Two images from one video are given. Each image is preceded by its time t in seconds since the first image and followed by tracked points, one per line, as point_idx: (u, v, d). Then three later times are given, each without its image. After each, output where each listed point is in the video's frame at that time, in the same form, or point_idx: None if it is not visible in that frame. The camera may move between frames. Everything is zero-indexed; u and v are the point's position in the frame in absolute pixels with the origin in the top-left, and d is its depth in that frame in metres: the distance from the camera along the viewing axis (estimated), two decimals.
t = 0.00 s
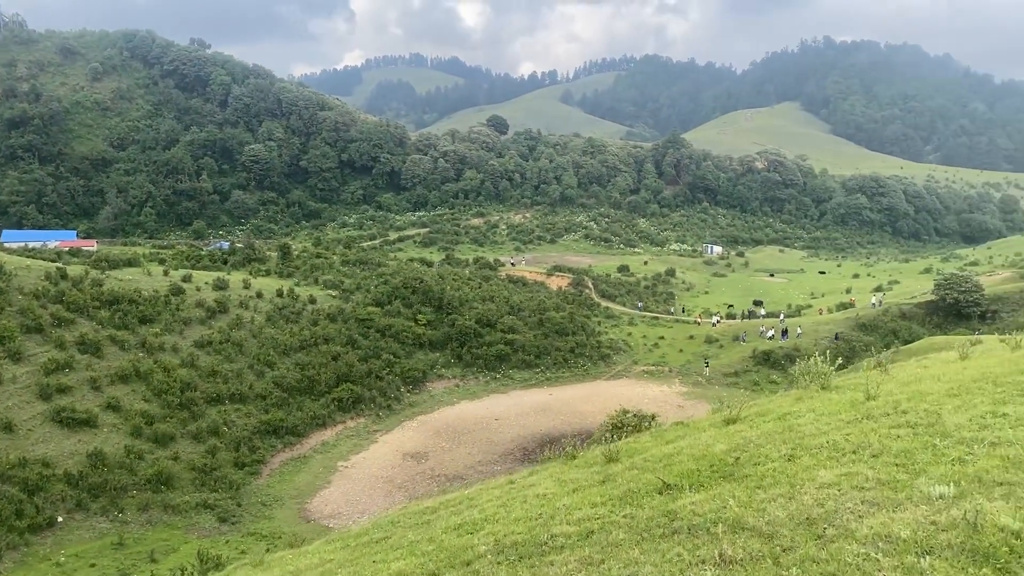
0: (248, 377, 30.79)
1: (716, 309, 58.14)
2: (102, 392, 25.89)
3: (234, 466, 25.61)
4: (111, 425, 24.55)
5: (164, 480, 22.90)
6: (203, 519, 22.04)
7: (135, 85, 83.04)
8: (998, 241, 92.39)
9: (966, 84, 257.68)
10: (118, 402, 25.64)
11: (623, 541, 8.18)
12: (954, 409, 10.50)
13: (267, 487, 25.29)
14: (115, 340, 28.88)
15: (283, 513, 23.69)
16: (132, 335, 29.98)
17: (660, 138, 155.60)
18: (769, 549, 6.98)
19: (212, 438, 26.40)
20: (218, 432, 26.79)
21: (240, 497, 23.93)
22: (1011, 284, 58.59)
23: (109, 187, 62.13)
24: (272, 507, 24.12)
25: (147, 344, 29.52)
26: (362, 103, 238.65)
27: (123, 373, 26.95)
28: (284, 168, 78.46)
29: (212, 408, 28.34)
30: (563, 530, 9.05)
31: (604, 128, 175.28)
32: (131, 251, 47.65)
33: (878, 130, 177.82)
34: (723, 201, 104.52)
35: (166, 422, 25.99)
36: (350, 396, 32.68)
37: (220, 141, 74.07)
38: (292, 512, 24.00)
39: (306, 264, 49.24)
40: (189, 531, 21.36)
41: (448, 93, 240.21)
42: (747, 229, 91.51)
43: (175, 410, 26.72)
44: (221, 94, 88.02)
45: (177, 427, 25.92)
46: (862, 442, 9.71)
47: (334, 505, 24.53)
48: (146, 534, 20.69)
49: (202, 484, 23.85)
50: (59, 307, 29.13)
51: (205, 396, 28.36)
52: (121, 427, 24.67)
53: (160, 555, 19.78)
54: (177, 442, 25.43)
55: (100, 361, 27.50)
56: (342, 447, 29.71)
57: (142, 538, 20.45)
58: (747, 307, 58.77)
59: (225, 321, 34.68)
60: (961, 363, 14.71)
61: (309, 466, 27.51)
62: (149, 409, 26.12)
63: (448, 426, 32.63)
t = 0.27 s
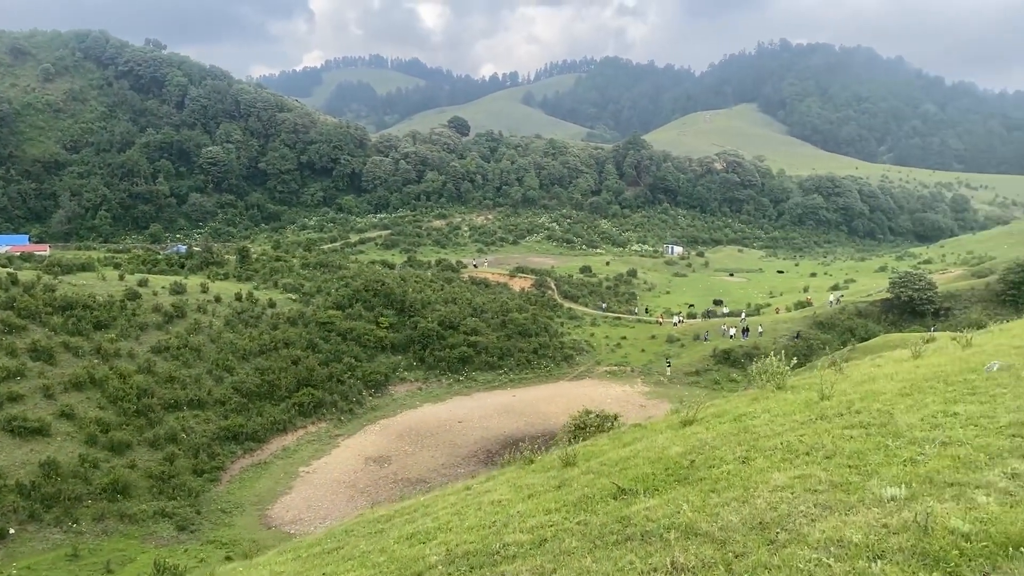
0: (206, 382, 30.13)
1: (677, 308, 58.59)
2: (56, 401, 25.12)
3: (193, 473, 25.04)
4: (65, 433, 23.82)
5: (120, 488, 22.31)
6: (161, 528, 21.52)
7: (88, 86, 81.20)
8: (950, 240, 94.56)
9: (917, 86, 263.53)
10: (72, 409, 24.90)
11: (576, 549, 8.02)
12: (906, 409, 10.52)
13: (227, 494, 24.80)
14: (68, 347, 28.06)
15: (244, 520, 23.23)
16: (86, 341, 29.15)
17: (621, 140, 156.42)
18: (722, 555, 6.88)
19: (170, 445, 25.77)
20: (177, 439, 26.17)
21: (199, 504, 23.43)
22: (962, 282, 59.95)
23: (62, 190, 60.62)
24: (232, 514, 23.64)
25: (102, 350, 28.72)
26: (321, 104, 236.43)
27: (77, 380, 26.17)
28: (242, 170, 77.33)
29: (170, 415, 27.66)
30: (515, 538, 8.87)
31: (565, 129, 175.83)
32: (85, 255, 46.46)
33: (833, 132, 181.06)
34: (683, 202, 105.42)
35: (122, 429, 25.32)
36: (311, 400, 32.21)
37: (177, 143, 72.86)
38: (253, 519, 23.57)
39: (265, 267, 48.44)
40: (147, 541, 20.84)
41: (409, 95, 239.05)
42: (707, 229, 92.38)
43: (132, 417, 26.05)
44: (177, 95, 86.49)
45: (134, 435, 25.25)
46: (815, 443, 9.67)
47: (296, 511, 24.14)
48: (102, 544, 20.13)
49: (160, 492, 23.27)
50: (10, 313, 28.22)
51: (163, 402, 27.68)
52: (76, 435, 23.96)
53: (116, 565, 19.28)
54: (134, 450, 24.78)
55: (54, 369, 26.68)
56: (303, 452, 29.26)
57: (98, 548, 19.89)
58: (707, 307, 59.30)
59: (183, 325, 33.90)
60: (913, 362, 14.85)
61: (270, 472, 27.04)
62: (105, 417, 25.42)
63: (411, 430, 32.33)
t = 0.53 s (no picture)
0: (164, 389, 29.40)
1: (638, 309, 58.96)
2: (6, 409, 24.21)
3: (151, 480, 24.42)
4: (16, 443, 23.01)
5: (74, 498, 21.67)
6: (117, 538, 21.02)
7: (40, 87, 79.22)
8: (904, 240, 96.45)
9: (871, 89, 268.81)
10: (24, 417, 24.05)
11: (522, 562, 7.84)
12: (854, 412, 10.51)
13: (186, 501, 24.27)
14: (19, 354, 27.13)
15: (203, 528, 22.75)
16: (38, 348, 28.21)
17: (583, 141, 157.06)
18: (666, 568, 6.76)
19: (126, 453, 25.08)
20: (133, 446, 25.49)
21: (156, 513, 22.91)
22: (916, 280, 61.14)
23: (13, 194, 59.00)
24: (190, 522, 23.12)
25: (55, 357, 27.81)
26: (281, 106, 233.85)
27: (28, 388, 25.29)
28: (200, 173, 76.05)
29: (126, 422, 26.91)
30: (459, 552, 8.66)
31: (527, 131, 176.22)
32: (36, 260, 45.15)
33: (789, 134, 183.77)
34: (644, 203, 106.06)
35: (76, 438, 24.56)
36: (271, 406, 31.67)
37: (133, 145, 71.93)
38: (212, 527, 23.06)
39: (224, 271, 47.51)
40: (102, 551, 20.32)
41: (370, 97, 237.56)
42: (668, 230, 93.12)
43: (86, 425, 25.29)
44: (132, 96, 84.79)
45: (88, 443, 24.51)
46: (763, 449, 9.60)
47: (256, 517, 23.70)
48: (55, 556, 19.54)
49: (116, 501, 22.69)
50: None
51: (118, 409, 26.94)
52: (28, 444, 23.17)
53: None
54: (88, 459, 24.07)
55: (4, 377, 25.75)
56: (263, 458, 28.76)
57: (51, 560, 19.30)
58: (668, 307, 59.67)
59: (139, 330, 32.99)
60: (865, 363, 14.94)
61: (229, 479, 26.51)
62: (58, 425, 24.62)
63: (374, 434, 31.98)
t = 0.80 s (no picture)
0: (119, 395, 28.60)
1: (600, 310, 59.18)
2: None
3: (106, 489, 23.73)
4: None
5: (25, 509, 20.97)
6: (71, 549, 20.43)
7: None
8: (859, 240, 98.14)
9: (825, 93, 273.73)
10: None
11: None
12: (804, 416, 10.48)
13: (143, 509, 23.68)
14: None
15: (160, 536, 22.21)
16: None
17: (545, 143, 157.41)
18: None
19: (80, 461, 24.34)
20: (88, 454, 24.74)
21: (112, 522, 22.28)
22: (871, 280, 62.22)
23: None
24: (147, 530, 22.55)
25: (5, 364, 26.85)
26: (240, 107, 230.78)
27: None
28: (156, 175, 74.61)
29: (80, 429, 26.11)
30: (404, 568, 8.46)
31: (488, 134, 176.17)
32: None
33: (747, 138, 186.08)
34: (605, 205, 106.40)
35: (28, 446, 23.76)
36: (230, 411, 31.05)
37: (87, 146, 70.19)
38: (169, 535, 22.54)
39: (181, 274, 46.45)
40: (54, 563, 19.73)
41: (330, 98, 235.51)
42: (629, 231, 93.75)
43: (38, 434, 24.49)
44: (86, 97, 82.88)
45: (41, 452, 23.73)
46: (714, 456, 9.50)
47: (214, 525, 23.23)
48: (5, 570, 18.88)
49: (70, 511, 21.98)
50: None
51: (72, 417, 26.11)
52: None
53: None
54: (41, 468, 23.31)
55: None
56: (222, 465, 28.20)
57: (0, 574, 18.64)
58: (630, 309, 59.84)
59: (93, 335, 32.06)
60: (818, 365, 14.98)
61: (187, 486, 25.93)
62: (9, 434, 23.78)
63: (336, 438, 31.61)
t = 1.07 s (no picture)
0: (72, 403, 27.74)
1: (563, 311, 59.21)
2: None
3: (59, 498, 23.01)
4: None
5: None
6: (22, 561, 19.79)
7: None
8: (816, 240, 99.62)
9: (782, 96, 277.80)
10: None
11: None
12: (760, 421, 10.37)
13: (97, 519, 23.03)
14: None
15: (115, 546, 21.61)
16: None
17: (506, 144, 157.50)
18: None
19: (32, 470, 23.54)
20: (40, 463, 23.96)
21: (65, 533, 21.62)
22: (827, 280, 63.08)
23: None
24: (102, 540, 21.93)
25: None
26: (198, 109, 227.39)
27: None
28: (112, 177, 73.04)
29: (32, 438, 25.26)
30: None
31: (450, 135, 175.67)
32: None
33: (707, 140, 188.06)
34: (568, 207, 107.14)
35: None
36: (187, 417, 30.33)
37: (39, 148, 68.34)
38: (125, 544, 21.94)
39: (138, 278, 45.35)
40: None
41: (290, 100, 233.14)
42: (591, 233, 94.13)
43: None
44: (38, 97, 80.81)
45: None
46: (668, 463, 9.34)
47: (171, 533, 22.66)
48: None
49: (21, 522, 21.27)
50: None
51: (23, 425, 25.26)
52: None
53: None
54: None
55: None
56: (180, 471, 27.57)
57: None
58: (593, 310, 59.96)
59: (45, 341, 31.05)
60: (773, 368, 14.99)
61: (143, 494, 25.27)
62: None
63: (297, 443, 31.11)
